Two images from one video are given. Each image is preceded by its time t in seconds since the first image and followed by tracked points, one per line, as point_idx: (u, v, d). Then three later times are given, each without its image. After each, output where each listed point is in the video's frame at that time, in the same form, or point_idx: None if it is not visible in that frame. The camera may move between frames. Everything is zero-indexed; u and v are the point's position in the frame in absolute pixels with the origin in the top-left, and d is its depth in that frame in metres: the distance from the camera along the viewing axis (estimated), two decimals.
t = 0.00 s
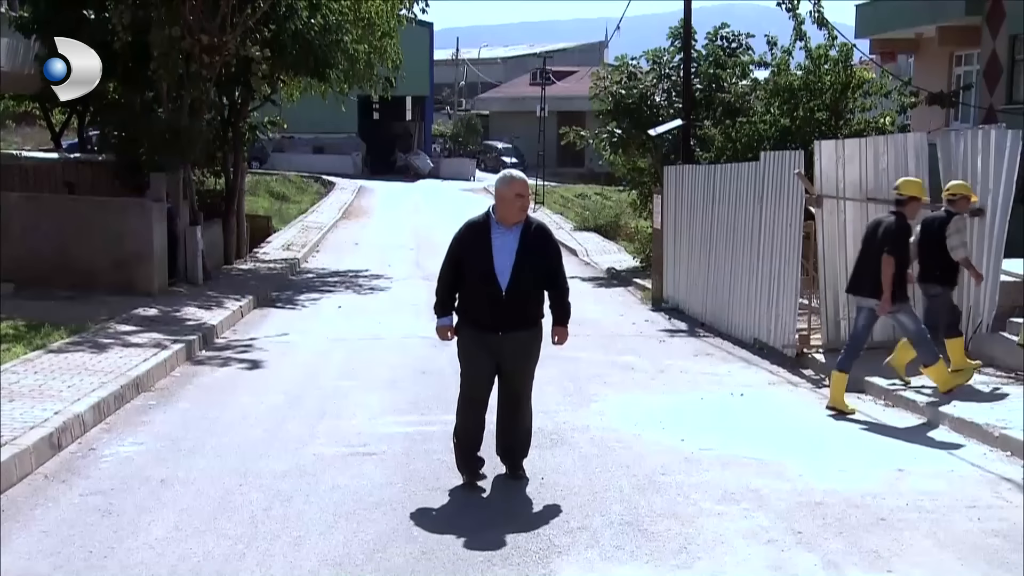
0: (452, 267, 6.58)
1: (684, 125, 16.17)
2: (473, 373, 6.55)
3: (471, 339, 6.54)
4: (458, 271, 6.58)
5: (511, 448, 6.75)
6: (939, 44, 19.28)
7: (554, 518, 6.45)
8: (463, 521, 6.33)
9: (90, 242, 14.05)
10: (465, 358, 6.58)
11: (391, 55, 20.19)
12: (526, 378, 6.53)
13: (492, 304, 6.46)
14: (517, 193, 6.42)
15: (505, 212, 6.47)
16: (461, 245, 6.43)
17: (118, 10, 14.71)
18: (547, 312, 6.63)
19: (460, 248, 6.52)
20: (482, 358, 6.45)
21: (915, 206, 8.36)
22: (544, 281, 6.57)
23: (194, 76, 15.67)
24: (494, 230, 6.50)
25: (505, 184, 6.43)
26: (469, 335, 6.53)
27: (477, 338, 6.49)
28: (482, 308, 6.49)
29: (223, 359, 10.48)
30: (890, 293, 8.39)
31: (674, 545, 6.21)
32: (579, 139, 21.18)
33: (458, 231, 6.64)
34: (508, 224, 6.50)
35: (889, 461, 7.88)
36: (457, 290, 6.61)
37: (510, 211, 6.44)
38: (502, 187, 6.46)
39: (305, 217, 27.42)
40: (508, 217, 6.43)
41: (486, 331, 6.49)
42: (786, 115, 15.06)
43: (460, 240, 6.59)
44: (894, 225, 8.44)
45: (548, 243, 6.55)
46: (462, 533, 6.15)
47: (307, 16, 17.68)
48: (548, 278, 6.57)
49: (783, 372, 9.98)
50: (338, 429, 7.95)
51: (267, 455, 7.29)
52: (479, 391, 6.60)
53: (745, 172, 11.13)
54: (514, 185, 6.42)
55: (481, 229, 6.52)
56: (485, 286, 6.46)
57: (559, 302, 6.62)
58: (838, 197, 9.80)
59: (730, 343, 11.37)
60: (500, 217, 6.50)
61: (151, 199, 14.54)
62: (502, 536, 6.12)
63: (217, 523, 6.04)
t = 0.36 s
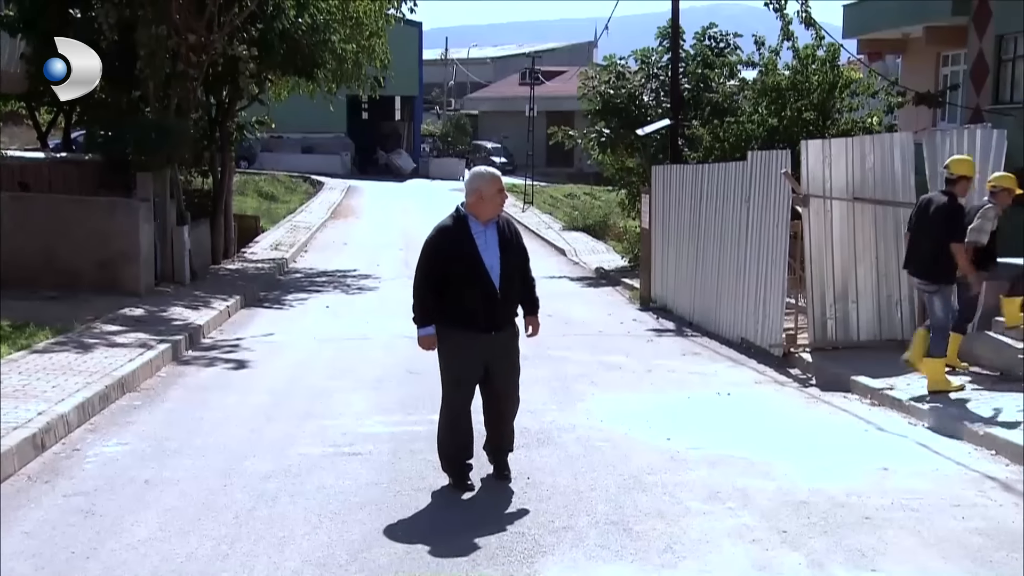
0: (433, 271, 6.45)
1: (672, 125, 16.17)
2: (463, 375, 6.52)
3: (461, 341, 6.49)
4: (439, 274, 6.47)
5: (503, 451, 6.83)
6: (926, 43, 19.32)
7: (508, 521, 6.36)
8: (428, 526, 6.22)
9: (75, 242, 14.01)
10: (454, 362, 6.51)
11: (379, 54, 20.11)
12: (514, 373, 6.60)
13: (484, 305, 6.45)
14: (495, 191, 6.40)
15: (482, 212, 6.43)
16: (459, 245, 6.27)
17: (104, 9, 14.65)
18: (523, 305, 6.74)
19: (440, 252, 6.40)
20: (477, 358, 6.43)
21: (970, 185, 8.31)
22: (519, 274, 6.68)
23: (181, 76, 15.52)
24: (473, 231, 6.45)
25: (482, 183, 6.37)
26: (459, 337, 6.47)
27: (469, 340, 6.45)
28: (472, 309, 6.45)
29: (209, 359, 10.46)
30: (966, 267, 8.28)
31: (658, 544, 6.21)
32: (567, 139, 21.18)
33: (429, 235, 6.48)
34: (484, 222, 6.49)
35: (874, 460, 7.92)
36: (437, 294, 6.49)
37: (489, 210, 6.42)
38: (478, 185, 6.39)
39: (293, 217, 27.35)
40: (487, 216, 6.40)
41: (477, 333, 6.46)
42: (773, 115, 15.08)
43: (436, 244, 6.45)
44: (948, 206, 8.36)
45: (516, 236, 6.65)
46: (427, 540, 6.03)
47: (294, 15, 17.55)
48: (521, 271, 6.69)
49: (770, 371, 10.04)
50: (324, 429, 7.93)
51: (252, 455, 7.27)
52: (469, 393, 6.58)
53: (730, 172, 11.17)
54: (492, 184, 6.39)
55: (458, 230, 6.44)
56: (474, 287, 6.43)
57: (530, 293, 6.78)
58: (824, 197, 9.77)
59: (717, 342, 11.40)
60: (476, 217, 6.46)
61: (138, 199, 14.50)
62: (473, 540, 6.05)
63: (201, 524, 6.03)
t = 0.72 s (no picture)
0: (432, 273, 6.42)
1: (658, 124, 16.16)
2: (464, 375, 6.57)
3: (461, 341, 6.53)
4: (437, 277, 6.45)
5: (491, 454, 6.86)
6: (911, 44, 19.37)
7: (485, 523, 6.31)
8: (411, 529, 6.17)
9: (59, 242, 13.98)
10: (456, 364, 6.54)
11: (365, 54, 20.00)
12: (510, 371, 6.72)
13: (483, 304, 6.51)
14: (488, 190, 6.42)
15: (472, 212, 6.44)
16: (463, 246, 6.28)
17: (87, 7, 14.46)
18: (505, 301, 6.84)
19: (439, 255, 6.38)
20: (480, 359, 6.50)
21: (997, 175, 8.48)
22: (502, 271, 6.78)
23: (166, 74, 15.63)
24: (467, 231, 6.46)
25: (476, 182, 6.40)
26: (460, 338, 6.50)
27: (471, 341, 6.50)
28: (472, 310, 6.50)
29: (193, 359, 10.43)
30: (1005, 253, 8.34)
31: (641, 543, 6.21)
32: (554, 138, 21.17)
33: (422, 237, 6.42)
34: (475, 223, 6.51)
35: (858, 459, 7.98)
36: (435, 296, 6.47)
37: (482, 210, 6.44)
38: (473, 186, 6.40)
39: (280, 217, 27.24)
40: (480, 216, 6.40)
41: (478, 333, 6.52)
42: (759, 114, 15.09)
43: (431, 246, 6.41)
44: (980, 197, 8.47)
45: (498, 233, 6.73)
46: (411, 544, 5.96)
47: (280, 14, 17.38)
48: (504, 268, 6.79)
49: (754, 370, 10.07)
50: (308, 429, 7.92)
51: (234, 455, 7.25)
52: (468, 393, 6.63)
53: (715, 171, 11.19)
54: (485, 183, 6.41)
55: (452, 231, 6.44)
56: (474, 287, 6.47)
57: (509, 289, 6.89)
58: (808, 196, 9.80)
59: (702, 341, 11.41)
60: (468, 217, 6.47)
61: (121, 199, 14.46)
62: (460, 543, 5.99)
63: (182, 524, 6.01)
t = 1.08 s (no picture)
0: (442, 269, 6.35)
1: (641, 123, 16.16)
2: (466, 375, 6.51)
3: (466, 340, 6.47)
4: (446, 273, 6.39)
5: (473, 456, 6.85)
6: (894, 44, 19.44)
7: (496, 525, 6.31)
8: (420, 529, 6.19)
9: (39, 241, 13.89)
10: (458, 361, 6.48)
11: (349, 53, 19.85)
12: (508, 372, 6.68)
13: (489, 304, 6.47)
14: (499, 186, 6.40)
15: (482, 207, 6.41)
16: (473, 240, 6.21)
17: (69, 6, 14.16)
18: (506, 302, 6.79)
19: (450, 250, 6.31)
20: (485, 359, 6.45)
21: None
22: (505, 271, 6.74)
23: (147, 73, 15.47)
24: (476, 228, 6.42)
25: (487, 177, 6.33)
26: (465, 336, 6.44)
27: (477, 340, 6.44)
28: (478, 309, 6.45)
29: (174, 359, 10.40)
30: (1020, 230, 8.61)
31: (621, 542, 6.21)
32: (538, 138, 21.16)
33: (432, 232, 6.35)
34: (484, 220, 6.45)
35: (838, 457, 8.02)
36: (443, 292, 6.40)
37: (492, 206, 6.40)
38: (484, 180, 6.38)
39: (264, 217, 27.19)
40: (490, 211, 6.36)
41: (483, 332, 6.46)
42: (742, 114, 15.12)
43: (441, 241, 6.35)
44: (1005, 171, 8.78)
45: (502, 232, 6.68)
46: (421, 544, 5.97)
47: (263, 14, 17.59)
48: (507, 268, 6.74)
49: (736, 369, 10.10)
50: (288, 429, 7.90)
51: (213, 455, 7.24)
52: (468, 392, 6.58)
53: (698, 170, 11.22)
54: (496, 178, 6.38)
55: (462, 226, 6.39)
56: (483, 285, 6.42)
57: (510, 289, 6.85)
58: (790, 195, 9.90)
59: (684, 340, 11.42)
60: (478, 212, 6.43)
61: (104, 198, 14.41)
62: (473, 544, 6.01)
63: (159, 525, 5.99)
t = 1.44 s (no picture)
0: (444, 264, 6.21)
1: (622, 123, 16.21)
2: (471, 375, 6.34)
3: (468, 338, 6.32)
4: (448, 269, 6.25)
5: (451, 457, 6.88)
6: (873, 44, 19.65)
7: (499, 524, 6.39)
8: (422, 530, 6.22)
9: (20, 240, 13.92)
10: (460, 359, 6.32)
11: (331, 54, 19.98)
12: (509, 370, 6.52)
13: (492, 300, 6.33)
14: (495, 181, 6.29)
15: (478, 202, 6.30)
16: (475, 233, 6.12)
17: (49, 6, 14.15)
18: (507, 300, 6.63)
19: (452, 244, 6.18)
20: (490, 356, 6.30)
21: None
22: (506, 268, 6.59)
23: (128, 73, 15.44)
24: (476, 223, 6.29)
25: (481, 174, 6.24)
26: (470, 333, 6.29)
27: (480, 337, 6.29)
28: (481, 306, 6.31)
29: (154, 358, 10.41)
30: None
31: (597, 539, 6.27)
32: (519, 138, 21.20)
33: (433, 226, 6.22)
34: (482, 215, 6.33)
35: (813, 454, 8.10)
36: (445, 289, 6.26)
37: (488, 200, 6.28)
38: (477, 175, 6.28)
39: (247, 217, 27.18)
40: (489, 205, 6.22)
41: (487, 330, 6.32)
42: (722, 114, 15.18)
43: (443, 236, 6.20)
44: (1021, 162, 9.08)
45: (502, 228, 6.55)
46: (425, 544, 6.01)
47: (244, 13, 17.47)
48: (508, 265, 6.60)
49: (715, 367, 10.19)
50: (267, 428, 7.95)
51: (191, 454, 7.26)
52: (473, 393, 6.41)
53: (677, 170, 11.30)
54: (489, 174, 6.27)
55: (462, 220, 6.26)
56: (486, 280, 6.28)
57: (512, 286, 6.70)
58: (768, 194, 9.93)
59: (663, 339, 11.50)
60: (476, 206, 6.31)
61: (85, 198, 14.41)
62: (451, 542, 6.06)
63: (135, 526, 6.00)
